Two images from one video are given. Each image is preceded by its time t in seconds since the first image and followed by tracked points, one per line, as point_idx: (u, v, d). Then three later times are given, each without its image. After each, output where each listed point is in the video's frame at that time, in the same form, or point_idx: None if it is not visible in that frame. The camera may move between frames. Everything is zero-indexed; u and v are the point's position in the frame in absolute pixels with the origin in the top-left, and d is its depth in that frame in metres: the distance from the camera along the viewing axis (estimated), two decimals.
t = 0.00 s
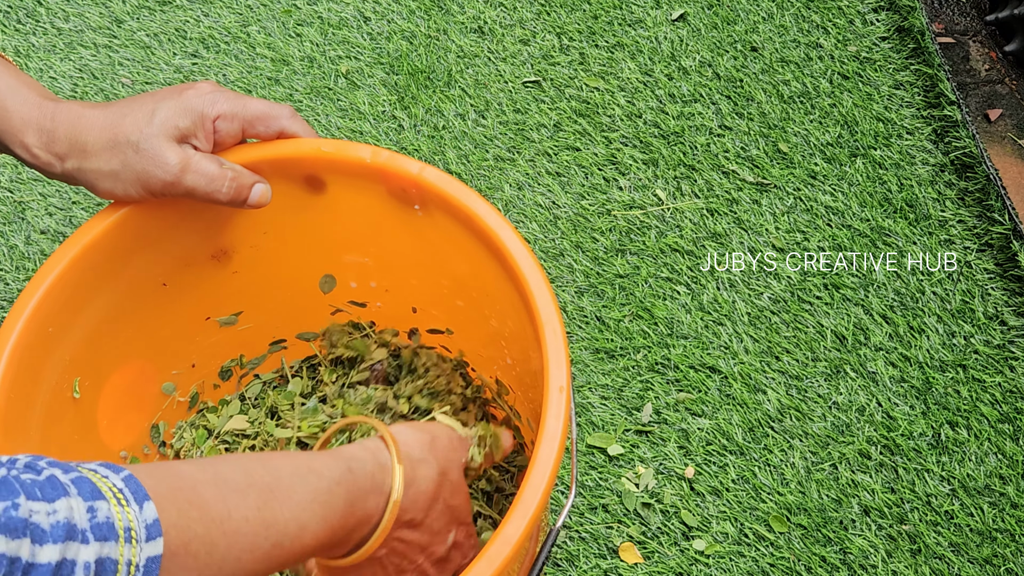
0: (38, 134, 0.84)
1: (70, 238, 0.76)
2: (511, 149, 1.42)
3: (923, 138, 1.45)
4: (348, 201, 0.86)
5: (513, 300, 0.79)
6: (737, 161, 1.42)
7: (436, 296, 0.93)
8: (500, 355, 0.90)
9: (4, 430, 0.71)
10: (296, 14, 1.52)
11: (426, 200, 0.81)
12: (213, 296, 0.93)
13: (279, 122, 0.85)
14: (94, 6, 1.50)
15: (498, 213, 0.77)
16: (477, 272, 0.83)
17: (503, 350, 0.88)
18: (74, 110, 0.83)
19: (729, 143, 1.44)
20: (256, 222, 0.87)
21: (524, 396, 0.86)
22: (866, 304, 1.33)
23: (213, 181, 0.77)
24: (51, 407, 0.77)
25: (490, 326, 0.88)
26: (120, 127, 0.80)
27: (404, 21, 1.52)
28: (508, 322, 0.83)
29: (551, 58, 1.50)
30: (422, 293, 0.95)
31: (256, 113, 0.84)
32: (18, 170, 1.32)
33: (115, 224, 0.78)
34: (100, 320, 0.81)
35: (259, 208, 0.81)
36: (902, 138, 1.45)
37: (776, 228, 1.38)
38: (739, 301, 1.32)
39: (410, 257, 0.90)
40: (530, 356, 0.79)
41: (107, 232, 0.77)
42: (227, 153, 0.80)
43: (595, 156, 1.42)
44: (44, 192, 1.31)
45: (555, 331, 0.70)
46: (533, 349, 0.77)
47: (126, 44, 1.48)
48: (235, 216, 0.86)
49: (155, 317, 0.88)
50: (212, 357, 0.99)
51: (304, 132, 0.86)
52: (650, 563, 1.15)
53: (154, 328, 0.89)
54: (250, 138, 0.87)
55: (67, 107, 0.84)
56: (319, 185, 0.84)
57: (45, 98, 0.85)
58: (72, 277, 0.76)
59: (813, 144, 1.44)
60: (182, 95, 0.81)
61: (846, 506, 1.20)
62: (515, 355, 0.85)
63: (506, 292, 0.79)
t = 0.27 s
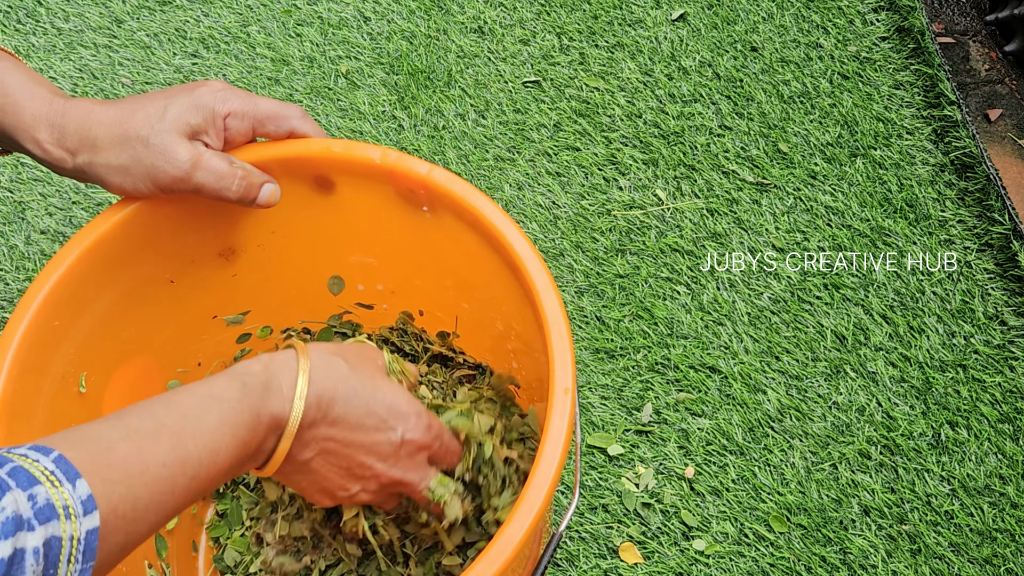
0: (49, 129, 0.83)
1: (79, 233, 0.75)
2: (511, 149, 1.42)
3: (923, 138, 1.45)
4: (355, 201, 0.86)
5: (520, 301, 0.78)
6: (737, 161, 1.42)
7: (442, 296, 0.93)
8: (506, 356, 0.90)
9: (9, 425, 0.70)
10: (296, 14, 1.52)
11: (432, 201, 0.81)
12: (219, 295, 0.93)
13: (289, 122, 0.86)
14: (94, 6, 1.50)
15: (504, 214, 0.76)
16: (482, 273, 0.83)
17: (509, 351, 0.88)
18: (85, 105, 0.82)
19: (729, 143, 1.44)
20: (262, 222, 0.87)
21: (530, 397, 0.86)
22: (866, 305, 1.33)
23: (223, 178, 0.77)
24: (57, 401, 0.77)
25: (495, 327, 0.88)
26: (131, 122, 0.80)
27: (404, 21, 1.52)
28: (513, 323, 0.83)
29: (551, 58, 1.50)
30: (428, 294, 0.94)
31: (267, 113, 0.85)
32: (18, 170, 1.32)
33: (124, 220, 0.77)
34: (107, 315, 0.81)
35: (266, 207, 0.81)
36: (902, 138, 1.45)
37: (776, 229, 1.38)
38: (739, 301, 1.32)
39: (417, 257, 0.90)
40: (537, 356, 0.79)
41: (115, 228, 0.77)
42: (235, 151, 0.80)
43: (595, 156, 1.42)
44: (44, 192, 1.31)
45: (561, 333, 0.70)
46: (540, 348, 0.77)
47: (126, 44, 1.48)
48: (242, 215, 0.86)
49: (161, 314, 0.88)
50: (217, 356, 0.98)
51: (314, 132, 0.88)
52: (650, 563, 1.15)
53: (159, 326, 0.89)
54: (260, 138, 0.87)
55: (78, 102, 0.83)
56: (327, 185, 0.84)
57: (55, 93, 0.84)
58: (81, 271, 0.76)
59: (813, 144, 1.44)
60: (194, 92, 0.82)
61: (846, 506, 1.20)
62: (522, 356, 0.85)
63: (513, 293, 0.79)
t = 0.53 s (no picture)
0: (61, 119, 0.84)
1: (88, 225, 0.75)
2: (510, 149, 1.42)
3: (923, 138, 1.45)
4: (361, 194, 0.86)
5: (528, 288, 0.79)
6: (737, 161, 1.42)
7: (448, 290, 0.93)
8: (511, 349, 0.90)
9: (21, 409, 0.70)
10: (296, 14, 1.52)
11: (441, 190, 0.81)
12: (225, 289, 0.92)
13: (298, 116, 0.86)
14: (94, 6, 1.50)
15: (515, 199, 0.77)
16: (489, 265, 0.84)
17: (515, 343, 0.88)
18: (97, 96, 0.83)
19: (729, 143, 1.44)
20: (268, 216, 0.87)
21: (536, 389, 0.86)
22: (866, 304, 1.33)
23: (233, 169, 0.77)
24: (68, 392, 0.77)
25: (501, 319, 0.88)
26: (144, 112, 0.80)
27: (404, 21, 1.52)
28: (520, 312, 0.83)
29: (551, 58, 1.50)
30: (432, 288, 0.94)
31: (276, 104, 0.84)
32: (18, 170, 1.32)
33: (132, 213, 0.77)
34: (113, 308, 0.81)
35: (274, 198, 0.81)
36: (902, 138, 1.45)
37: (776, 228, 1.38)
38: (739, 301, 1.32)
39: (422, 250, 0.90)
40: (544, 344, 0.79)
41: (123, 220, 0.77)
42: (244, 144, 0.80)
43: (595, 156, 1.42)
44: (44, 192, 1.31)
45: (574, 302, 0.71)
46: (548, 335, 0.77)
47: (126, 44, 1.48)
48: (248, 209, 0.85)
49: (167, 308, 0.88)
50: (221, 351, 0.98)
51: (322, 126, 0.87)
52: (650, 563, 1.15)
53: (165, 320, 0.89)
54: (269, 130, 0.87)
55: (89, 93, 0.84)
56: (333, 177, 0.84)
57: (66, 85, 0.86)
58: (89, 263, 0.75)
59: (813, 144, 1.44)
60: (205, 83, 0.82)
61: (846, 506, 1.20)
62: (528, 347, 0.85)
63: (522, 281, 0.79)
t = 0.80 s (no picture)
0: (59, 126, 0.83)
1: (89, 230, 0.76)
2: (510, 149, 1.42)
3: (923, 138, 1.45)
4: (362, 199, 0.86)
5: (529, 295, 0.79)
6: (737, 161, 1.42)
7: (450, 294, 0.93)
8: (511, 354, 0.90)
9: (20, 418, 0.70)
10: (296, 14, 1.52)
11: (442, 196, 0.81)
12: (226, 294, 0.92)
13: (299, 119, 0.85)
14: (94, 6, 1.50)
15: (515, 207, 0.77)
16: (489, 270, 0.84)
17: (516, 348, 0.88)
18: (96, 102, 0.83)
19: (729, 143, 1.44)
20: (271, 220, 0.87)
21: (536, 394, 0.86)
22: (866, 305, 1.33)
23: (234, 175, 0.77)
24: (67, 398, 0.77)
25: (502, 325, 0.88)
26: (143, 120, 0.80)
27: (404, 21, 1.52)
28: (521, 319, 0.83)
29: (551, 58, 1.50)
30: (434, 292, 0.94)
31: (277, 109, 0.83)
32: (18, 170, 1.32)
33: (133, 217, 0.77)
34: (114, 314, 0.81)
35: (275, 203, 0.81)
36: (902, 138, 1.45)
37: (776, 229, 1.38)
38: (739, 301, 1.32)
39: (422, 255, 0.90)
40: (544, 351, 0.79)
41: (124, 225, 0.77)
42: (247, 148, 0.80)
43: (595, 156, 1.42)
44: (44, 192, 1.31)
45: (570, 318, 0.71)
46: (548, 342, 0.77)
47: (126, 44, 1.48)
48: (250, 213, 0.86)
49: (169, 313, 0.88)
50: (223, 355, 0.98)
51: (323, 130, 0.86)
52: (650, 563, 1.15)
53: (167, 325, 0.89)
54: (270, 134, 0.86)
55: (89, 99, 0.83)
56: (334, 182, 0.84)
57: (64, 90, 0.85)
58: (90, 268, 0.76)
59: (813, 144, 1.44)
60: (205, 89, 0.81)
61: (846, 506, 1.20)
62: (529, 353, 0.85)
63: (523, 288, 0.79)
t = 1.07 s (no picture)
0: (46, 133, 0.84)
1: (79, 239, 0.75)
2: (510, 149, 1.42)
3: (923, 138, 1.45)
4: (354, 203, 0.86)
5: (521, 300, 0.79)
6: (737, 161, 1.42)
7: (443, 296, 0.93)
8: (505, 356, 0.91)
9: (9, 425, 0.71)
10: (296, 14, 1.52)
11: (432, 201, 0.81)
12: (218, 298, 0.93)
13: (287, 122, 0.86)
14: (94, 6, 1.50)
15: (506, 212, 0.77)
16: (482, 273, 0.84)
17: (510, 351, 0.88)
18: (82, 109, 0.83)
19: (729, 143, 1.44)
20: (262, 224, 0.87)
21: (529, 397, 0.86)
22: (866, 305, 1.33)
23: (223, 181, 0.77)
24: (59, 406, 0.77)
25: (495, 327, 0.88)
26: (130, 126, 0.80)
27: (404, 21, 1.52)
28: (515, 323, 0.83)
29: (551, 58, 1.50)
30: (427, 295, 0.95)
31: (265, 113, 0.85)
32: (18, 170, 1.32)
33: (123, 225, 0.77)
34: (106, 321, 0.81)
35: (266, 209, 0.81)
36: (902, 138, 1.45)
37: (776, 229, 1.38)
38: (739, 301, 1.32)
39: (415, 259, 0.90)
40: (537, 355, 0.79)
41: (114, 232, 0.77)
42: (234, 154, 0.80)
43: (595, 156, 1.42)
44: (44, 192, 1.31)
45: (563, 328, 0.71)
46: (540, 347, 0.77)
47: (126, 44, 1.48)
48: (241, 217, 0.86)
49: (161, 318, 0.88)
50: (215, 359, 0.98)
51: (311, 133, 0.88)
52: (650, 563, 1.15)
53: (159, 330, 0.89)
54: (258, 139, 0.88)
55: (75, 106, 0.84)
56: (324, 187, 0.84)
57: (52, 98, 0.86)
58: (80, 277, 0.76)
59: (813, 144, 1.44)
60: (191, 95, 0.82)
61: (846, 506, 1.20)
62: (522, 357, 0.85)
63: (514, 292, 0.79)
